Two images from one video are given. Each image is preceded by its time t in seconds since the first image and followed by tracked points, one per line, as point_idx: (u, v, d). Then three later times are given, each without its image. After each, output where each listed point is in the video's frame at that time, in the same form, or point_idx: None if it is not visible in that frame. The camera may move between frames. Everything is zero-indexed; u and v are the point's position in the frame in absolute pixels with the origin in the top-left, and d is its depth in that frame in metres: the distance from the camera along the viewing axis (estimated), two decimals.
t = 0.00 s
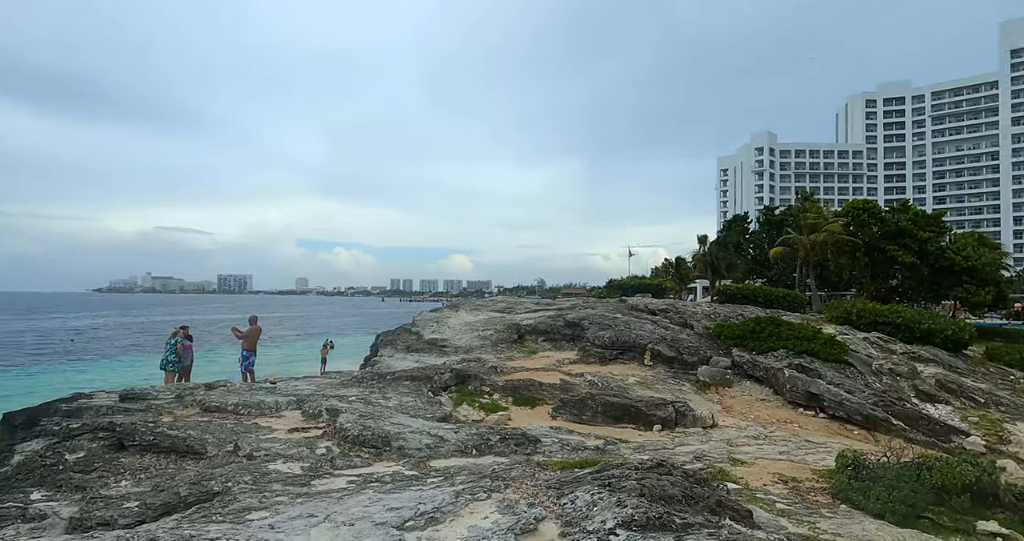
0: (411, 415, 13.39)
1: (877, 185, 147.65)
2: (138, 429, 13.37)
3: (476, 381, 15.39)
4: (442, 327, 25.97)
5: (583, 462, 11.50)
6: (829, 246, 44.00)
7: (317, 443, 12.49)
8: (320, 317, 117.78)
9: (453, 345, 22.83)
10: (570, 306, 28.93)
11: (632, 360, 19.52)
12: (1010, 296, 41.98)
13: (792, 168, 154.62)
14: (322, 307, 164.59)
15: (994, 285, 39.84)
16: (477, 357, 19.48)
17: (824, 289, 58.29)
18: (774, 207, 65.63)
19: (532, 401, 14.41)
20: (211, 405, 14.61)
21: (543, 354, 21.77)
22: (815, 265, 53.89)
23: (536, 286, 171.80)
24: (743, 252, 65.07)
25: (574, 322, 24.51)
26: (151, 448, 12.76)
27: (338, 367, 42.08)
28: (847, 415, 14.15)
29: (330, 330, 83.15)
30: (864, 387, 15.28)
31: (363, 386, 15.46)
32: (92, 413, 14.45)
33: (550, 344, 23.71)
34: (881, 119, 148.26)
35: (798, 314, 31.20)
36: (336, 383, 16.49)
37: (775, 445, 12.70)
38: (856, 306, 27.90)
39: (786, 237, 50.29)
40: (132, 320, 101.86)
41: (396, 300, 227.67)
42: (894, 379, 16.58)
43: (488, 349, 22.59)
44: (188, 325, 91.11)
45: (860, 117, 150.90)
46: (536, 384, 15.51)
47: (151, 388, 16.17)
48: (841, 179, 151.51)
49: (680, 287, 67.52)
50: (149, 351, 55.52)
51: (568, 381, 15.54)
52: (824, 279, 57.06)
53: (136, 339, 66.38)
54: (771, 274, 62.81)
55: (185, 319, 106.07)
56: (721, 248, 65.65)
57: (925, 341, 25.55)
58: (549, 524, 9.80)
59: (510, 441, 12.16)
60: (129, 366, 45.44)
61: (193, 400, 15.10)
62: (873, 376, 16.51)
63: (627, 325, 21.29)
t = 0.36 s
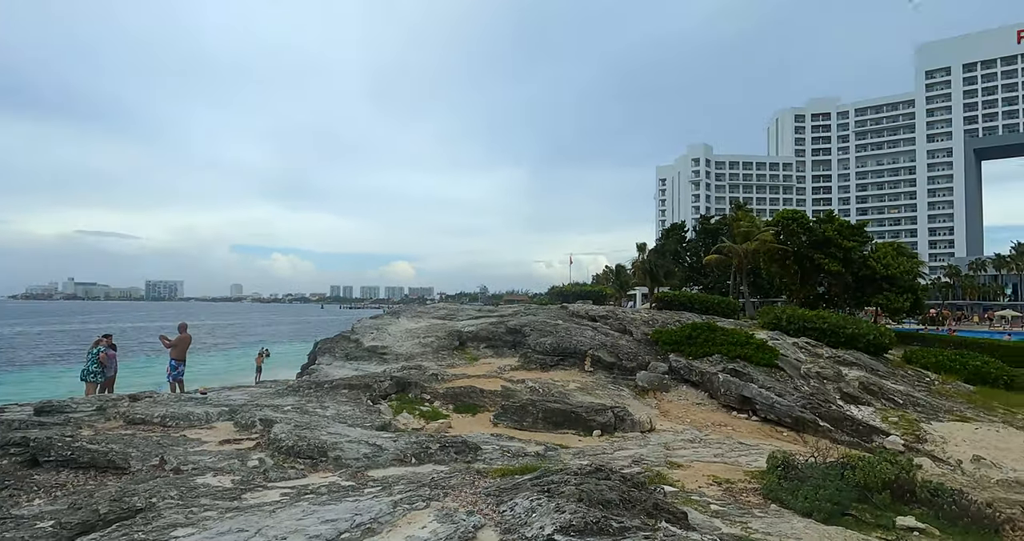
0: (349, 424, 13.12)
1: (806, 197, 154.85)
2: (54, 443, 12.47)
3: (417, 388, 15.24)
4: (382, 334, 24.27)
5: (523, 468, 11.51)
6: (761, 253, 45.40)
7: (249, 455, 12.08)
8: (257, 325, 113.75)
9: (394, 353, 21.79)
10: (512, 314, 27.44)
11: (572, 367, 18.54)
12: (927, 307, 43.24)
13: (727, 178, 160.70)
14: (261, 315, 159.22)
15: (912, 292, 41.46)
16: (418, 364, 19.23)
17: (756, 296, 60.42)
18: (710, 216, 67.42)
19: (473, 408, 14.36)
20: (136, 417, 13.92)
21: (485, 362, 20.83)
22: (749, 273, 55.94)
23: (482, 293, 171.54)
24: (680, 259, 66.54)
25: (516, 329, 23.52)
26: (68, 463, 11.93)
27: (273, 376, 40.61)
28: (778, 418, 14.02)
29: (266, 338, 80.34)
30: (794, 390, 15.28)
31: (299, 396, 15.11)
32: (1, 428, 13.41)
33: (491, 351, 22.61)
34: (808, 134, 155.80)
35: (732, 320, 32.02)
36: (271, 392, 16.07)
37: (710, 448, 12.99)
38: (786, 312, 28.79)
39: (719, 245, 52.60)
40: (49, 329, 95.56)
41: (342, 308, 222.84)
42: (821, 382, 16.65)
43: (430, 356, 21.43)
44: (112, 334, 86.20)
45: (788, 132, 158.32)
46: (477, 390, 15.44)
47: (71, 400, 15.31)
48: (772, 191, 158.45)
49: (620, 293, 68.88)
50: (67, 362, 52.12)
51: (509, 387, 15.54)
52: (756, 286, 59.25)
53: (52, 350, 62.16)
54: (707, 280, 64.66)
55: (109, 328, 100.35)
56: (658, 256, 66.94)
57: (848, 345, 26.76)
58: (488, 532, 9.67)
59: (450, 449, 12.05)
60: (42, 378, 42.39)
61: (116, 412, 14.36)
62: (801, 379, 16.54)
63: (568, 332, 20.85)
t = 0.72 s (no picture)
0: (282, 433, 12.75)
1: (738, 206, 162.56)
2: None
3: (353, 395, 14.96)
4: (317, 341, 23.32)
5: (461, 475, 11.41)
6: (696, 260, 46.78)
7: (174, 467, 11.54)
8: (191, 331, 109.21)
9: (330, 360, 21.34)
10: (457, 319, 25.90)
11: (512, 373, 18.14)
12: (849, 311, 45.89)
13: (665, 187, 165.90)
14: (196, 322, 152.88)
15: (834, 298, 44.02)
16: (355, 371, 18.87)
17: (691, 302, 62.11)
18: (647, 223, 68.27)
19: (411, 415, 14.18)
20: (50, 430, 13.09)
21: (424, 368, 20.40)
22: (684, 279, 57.63)
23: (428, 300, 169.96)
24: (619, 266, 68.17)
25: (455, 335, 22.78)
26: None
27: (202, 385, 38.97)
28: (711, 420, 14.32)
29: (197, 345, 77.08)
30: (726, 393, 15.69)
31: (229, 405, 14.59)
32: None
33: (430, 356, 21.99)
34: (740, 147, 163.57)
35: (669, 325, 32.65)
36: (199, 401, 15.49)
37: (645, 450, 13.20)
38: (719, 317, 29.86)
39: (657, 252, 54.60)
40: None
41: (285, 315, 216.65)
42: (752, 384, 17.18)
43: (368, 363, 20.99)
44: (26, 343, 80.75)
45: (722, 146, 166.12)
46: (416, 396, 15.27)
47: None
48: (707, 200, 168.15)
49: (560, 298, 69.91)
50: None
51: (448, 393, 15.43)
52: (691, 293, 60.99)
53: None
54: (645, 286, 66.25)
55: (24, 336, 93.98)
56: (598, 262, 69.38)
57: (776, 349, 27.77)
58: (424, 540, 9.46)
59: (386, 457, 11.85)
60: None
61: (28, 425, 13.45)
62: (732, 382, 16.98)
63: (508, 336, 20.50)
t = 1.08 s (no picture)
0: (213, 443, 12.35)
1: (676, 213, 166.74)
2: None
3: (289, 402, 14.66)
4: (252, 346, 22.62)
5: (399, 482, 11.27)
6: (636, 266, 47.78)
7: (93, 481, 10.94)
8: (119, 338, 104.14)
9: (265, 366, 20.75)
10: (395, 322, 26.21)
11: (453, 379, 17.99)
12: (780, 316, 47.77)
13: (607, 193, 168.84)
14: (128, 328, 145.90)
15: (767, 303, 45.70)
16: (293, 377, 18.42)
17: (631, 306, 63.26)
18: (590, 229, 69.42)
19: (350, 422, 13.98)
20: None
21: (364, 374, 20.10)
22: (624, 285, 58.66)
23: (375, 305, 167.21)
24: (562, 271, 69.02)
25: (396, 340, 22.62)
26: None
27: (126, 394, 37.10)
28: (648, 422, 14.59)
29: (123, 352, 73.47)
30: (663, 396, 16.03)
31: (156, 415, 14.04)
32: None
33: (370, 362, 21.73)
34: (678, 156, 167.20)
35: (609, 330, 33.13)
36: (124, 411, 14.90)
37: (584, 454, 13.33)
38: (657, 322, 30.34)
39: (598, 258, 55.57)
40: None
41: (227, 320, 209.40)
42: (688, 387, 17.61)
43: (306, 370, 20.50)
44: None
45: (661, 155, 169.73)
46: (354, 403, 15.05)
47: None
48: (647, 207, 170.83)
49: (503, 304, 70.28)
50: None
51: (388, 399, 15.28)
52: (631, 298, 62.20)
53: None
54: (586, 291, 67.07)
55: None
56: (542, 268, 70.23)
57: (712, 352, 28.57)
58: None
59: (321, 466, 11.62)
60: None
61: None
62: (669, 385, 17.36)
63: (450, 340, 20.40)
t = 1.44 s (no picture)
0: (134, 454, 11.83)
1: (615, 218, 169.02)
2: None
3: (218, 409, 14.30)
4: (178, 351, 21.71)
5: (331, 488, 11.04)
6: (576, 269, 48.54)
7: None
8: (36, 342, 98.28)
9: (193, 372, 19.96)
10: (332, 326, 25.80)
11: (390, 383, 17.81)
12: (712, 318, 49.57)
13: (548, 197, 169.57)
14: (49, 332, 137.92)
15: (699, 306, 47.52)
16: (222, 383, 17.84)
17: (570, 310, 63.81)
18: (530, 233, 70.59)
19: (282, 428, 13.69)
20: None
21: (297, 379, 19.66)
22: (563, 289, 59.05)
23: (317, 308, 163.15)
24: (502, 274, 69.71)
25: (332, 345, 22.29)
26: None
27: (38, 403, 34.96)
28: (585, 424, 14.78)
29: (36, 358, 69.27)
30: (599, 398, 16.24)
31: (72, 426, 13.37)
32: None
33: (304, 367, 21.28)
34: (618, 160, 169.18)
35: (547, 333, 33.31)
36: (36, 421, 14.15)
37: (521, 457, 13.40)
38: (595, 325, 30.67)
39: (537, 261, 56.09)
40: None
41: (164, 322, 200.98)
42: (624, 389, 17.92)
43: (236, 375, 19.86)
44: None
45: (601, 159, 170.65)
46: (287, 408, 14.73)
47: None
48: (588, 211, 171.83)
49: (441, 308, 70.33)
50: None
51: (323, 404, 15.04)
52: (570, 301, 62.67)
53: None
54: (525, 294, 67.72)
55: None
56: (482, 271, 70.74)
57: (648, 355, 29.17)
58: None
59: (250, 474, 11.30)
60: None
61: None
62: (606, 387, 17.63)
63: (387, 344, 20.14)
